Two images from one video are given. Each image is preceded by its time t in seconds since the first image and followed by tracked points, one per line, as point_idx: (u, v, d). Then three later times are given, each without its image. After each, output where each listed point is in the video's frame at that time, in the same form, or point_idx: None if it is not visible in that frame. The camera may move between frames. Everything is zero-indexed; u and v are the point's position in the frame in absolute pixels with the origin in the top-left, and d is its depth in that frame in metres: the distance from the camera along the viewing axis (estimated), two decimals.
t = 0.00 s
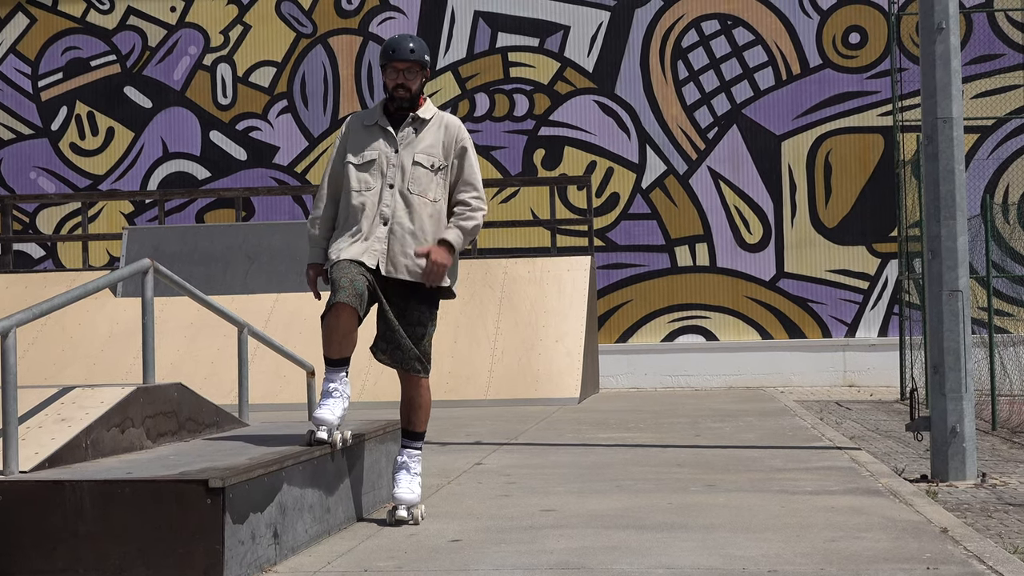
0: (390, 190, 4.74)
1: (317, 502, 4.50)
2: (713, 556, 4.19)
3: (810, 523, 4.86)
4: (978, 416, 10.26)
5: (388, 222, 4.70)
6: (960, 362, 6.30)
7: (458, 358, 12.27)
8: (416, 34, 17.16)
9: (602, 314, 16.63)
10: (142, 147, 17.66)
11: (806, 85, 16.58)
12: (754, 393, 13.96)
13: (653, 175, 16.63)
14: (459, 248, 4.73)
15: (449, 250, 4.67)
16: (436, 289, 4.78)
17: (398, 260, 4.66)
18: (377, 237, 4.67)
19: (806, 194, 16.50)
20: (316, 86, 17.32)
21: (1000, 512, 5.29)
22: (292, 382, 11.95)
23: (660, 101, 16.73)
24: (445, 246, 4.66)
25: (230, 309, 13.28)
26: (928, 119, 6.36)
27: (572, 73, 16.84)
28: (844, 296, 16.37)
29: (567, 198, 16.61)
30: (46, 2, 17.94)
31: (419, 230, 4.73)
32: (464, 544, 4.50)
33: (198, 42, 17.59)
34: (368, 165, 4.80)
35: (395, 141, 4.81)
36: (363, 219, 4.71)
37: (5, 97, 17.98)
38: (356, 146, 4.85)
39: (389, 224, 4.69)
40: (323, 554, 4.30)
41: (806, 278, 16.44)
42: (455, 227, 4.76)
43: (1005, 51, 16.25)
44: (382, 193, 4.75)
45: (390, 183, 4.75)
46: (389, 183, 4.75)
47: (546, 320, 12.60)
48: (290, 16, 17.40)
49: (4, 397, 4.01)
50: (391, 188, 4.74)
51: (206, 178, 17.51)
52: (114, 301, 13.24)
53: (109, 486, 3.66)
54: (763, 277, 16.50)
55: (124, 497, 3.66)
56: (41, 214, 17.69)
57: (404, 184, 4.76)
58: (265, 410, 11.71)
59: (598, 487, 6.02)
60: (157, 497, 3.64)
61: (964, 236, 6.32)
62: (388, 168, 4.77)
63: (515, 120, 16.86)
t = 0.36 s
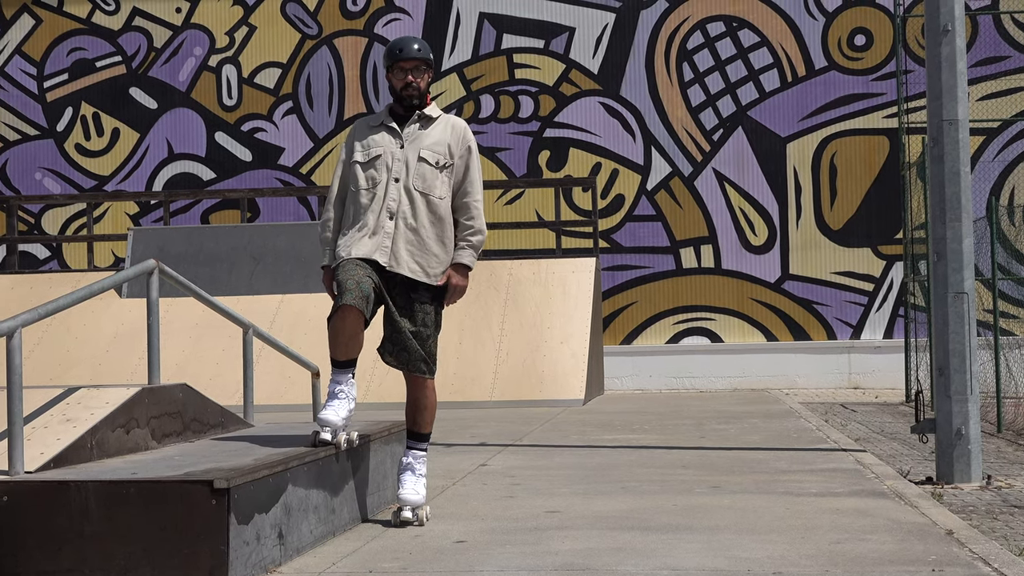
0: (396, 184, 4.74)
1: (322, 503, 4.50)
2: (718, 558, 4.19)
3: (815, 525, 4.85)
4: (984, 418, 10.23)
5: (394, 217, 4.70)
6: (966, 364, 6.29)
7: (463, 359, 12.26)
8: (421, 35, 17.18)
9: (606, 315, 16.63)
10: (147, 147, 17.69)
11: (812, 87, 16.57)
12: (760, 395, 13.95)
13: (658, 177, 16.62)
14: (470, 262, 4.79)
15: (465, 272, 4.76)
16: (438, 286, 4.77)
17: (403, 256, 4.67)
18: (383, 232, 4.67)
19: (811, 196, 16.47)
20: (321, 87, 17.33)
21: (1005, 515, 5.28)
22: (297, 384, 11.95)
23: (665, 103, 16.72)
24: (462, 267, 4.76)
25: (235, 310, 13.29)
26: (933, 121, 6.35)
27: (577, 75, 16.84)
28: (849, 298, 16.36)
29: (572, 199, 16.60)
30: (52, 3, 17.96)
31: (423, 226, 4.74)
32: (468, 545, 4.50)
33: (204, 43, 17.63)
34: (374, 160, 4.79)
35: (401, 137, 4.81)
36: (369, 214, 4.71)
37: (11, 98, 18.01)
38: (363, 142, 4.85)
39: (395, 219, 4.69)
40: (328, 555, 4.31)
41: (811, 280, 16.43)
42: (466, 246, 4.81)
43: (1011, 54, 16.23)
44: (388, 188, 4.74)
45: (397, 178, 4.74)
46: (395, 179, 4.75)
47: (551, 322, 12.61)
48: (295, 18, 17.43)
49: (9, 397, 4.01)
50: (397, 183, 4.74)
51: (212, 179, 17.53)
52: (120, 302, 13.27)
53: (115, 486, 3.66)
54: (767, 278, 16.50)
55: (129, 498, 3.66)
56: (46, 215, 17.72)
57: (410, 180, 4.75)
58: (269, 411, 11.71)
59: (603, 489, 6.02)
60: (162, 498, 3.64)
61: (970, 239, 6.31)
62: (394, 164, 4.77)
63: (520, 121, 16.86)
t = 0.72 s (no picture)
0: (398, 184, 4.75)
1: (323, 503, 4.50)
2: (720, 559, 4.19)
3: (817, 526, 4.85)
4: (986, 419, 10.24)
5: (396, 217, 4.70)
6: (968, 364, 6.29)
7: (465, 360, 12.26)
8: (423, 36, 17.18)
9: (608, 316, 16.63)
10: (149, 148, 17.70)
11: (814, 87, 16.56)
12: (762, 396, 13.94)
13: (660, 177, 16.62)
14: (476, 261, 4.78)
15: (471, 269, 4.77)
16: (441, 284, 4.74)
17: (406, 255, 4.66)
18: (385, 232, 4.67)
19: (813, 197, 16.48)
20: (323, 87, 17.33)
21: (1007, 515, 5.27)
22: (299, 384, 11.95)
23: (667, 103, 16.72)
24: (467, 266, 4.76)
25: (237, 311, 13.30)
26: (935, 122, 6.34)
27: (579, 75, 16.84)
28: (851, 299, 16.36)
29: (573, 199, 16.60)
30: (54, 4, 17.98)
31: (427, 225, 4.73)
32: (470, 546, 4.51)
33: (206, 43, 17.64)
34: (377, 161, 4.80)
35: (403, 137, 4.82)
36: (371, 214, 4.72)
37: (13, 98, 18.02)
38: (365, 144, 4.86)
39: (397, 219, 4.70)
40: (329, 556, 4.31)
41: (813, 281, 16.43)
42: (471, 244, 4.79)
43: (1013, 54, 16.22)
44: (390, 188, 4.75)
45: (399, 178, 4.75)
46: (397, 178, 4.75)
47: (552, 322, 12.61)
48: (297, 18, 17.44)
49: (11, 398, 4.02)
50: (399, 183, 4.75)
51: (214, 179, 17.53)
52: (122, 303, 13.29)
53: (116, 487, 3.67)
54: (769, 279, 16.50)
55: (131, 498, 3.66)
56: (49, 216, 17.74)
57: (412, 179, 4.76)
58: (272, 411, 11.72)
59: (605, 489, 6.02)
60: (163, 498, 3.65)
61: (972, 240, 6.31)
62: (397, 164, 4.78)
63: (522, 122, 16.87)
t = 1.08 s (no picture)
0: (397, 185, 4.74)
1: (322, 503, 4.50)
2: (718, 559, 4.19)
3: (816, 526, 4.85)
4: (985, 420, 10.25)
5: (394, 217, 4.70)
6: (967, 365, 6.29)
7: (464, 360, 12.26)
8: (423, 36, 17.19)
9: (607, 316, 16.63)
10: (148, 148, 17.70)
11: (813, 88, 16.57)
12: (762, 396, 13.94)
13: (659, 178, 16.62)
14: (470, 263, 4.77)
15: (463, 270, 4.74)
16: (436, 284, 4.74)
17: (402, 255, 4.66)
18: (384, 233, 4.66)
19: (812, 197, 16.48)
20: (322, 87, 17.33)
21: (1006, 516, 5.27)
22: (298, 384, 11.96)
23: (666, 103, 16.72)
24: (461, 267, 4.74)
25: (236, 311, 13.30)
26: (934, 122, 6.34)
27: (579, 75, 16.84)
28: (850, 299, 16.36)
29: (572, 200, 16.60)
30: (53, 4, 17.97)
31: (425, 225, 4.73)
32: (469, 546, 4.51)
33: (205, 43, 17.64)
34: (376, 162, 4.80)
35: (402, 138, 4.82)
36: (369, 214, 4.72)
37: (12, 98, 18.02)
38: (365, 144, 4.87)
39: (396, 220, 4.69)
40: (328, 556, 4.31)
41: (812, 281, 16.43)
42: (466, 246, 4.79)
43: (1012, 54, 16.23)
44: (389, 189, 4.74)
45: (398, 179, 4.75)
46: (396, 179, 4.75)
47: (552, 322, 12.61)
48: (296, 18, 17.44)
49: (10, 398, 4.03)
50: (398, 184, 4.75)
51: (213, 180, 17.53)
52: (121, 303, 13.28)
53: (115, 487, 3.67)
54: (768, 279, 16.50)
55: (130, 498, 3.66)
56: (48, 216, 17.74)
57: (411, 180, 4.76)
58: (271, 411, 11.72)
59: (604, 489, 6.02)
60: (162, 498, 3.65)
61: (971, 240, 6.31)
62: (395, 165, 4.78)
63: (521, 122, 16.87)
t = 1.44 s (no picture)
0: (398, 187, 4.74)
1: (324, 504, 4.50)
2: (721, 558, 4.19)
3: (818, 525, 4.85)
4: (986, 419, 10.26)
5: (396, 219, 4.70)
6: (968, 364, 6.29)
7: (466, 360, 12.26)
8: (423, 36, 17.18)
9: (608, 316, 16.63)
10: (149, 148, 17.70)
11: (814, 87, 16.56)
12: (763, 396, 13.92)
13: (660, 177, 16.62)
14: (473, 264, 4.77)
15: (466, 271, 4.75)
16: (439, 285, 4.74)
17: (405, 257, 4.67)
18: (385, 234, 4.66)
19: (813, 196, 16.47)
20: (323, 87, 17.33)
21: (1008, 515, 5.27)
22: (300, 384, 11.96)
23: (667, 103, 16.72)
24: (465, 269, 4.75)
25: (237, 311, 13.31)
26: (936, 121, 6.34)
27: (580, 75, 16.84)
28: (852, 298, 16.35)
29: (574, 199, 16.60)
30: (54, 5, 17.98)
31: (426, 226, 4.73)
32: (471, 546, 4.51)
33: (206, 44, 17.64)
34: (377, 163, 4.80)
35: (403, 139, 4.82)
36: (370, 215, 4.72)
37: (12, 99, 18.02)
38: (366, 145, 4.86)
39: (398, 221, 4.70)
40: (331, 556, 4.31)
41: (813, 280, 16.43)
42: (469, 246, 4.80)
43: (1013, 53, 16.22)
44: (390, 190, 4.74)
45: (399, 181, 4.75)
46: (397, 180, 4.75)
47: (553, 322, 12.61)
48: (297, 18, 17.44)
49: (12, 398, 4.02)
50: (399, 185, 4.75)
51: (214, 180, 17.53)
52: (122, 303, 13.29)
53: (117, 487, 3.67)
54: (770, 278, 16.50)
55: (132, 499, 3.66)
56: (49, 216, 17.74)
57: (413, 181, 4.76)
58: (272, 412, 11.72)
59: (605, 489, 6.02)
60: (165, 499, 3.65)
61: (972, 239, 6.31)
62: (397, 165, 4.77)
63: (522, 122, 16.86)
